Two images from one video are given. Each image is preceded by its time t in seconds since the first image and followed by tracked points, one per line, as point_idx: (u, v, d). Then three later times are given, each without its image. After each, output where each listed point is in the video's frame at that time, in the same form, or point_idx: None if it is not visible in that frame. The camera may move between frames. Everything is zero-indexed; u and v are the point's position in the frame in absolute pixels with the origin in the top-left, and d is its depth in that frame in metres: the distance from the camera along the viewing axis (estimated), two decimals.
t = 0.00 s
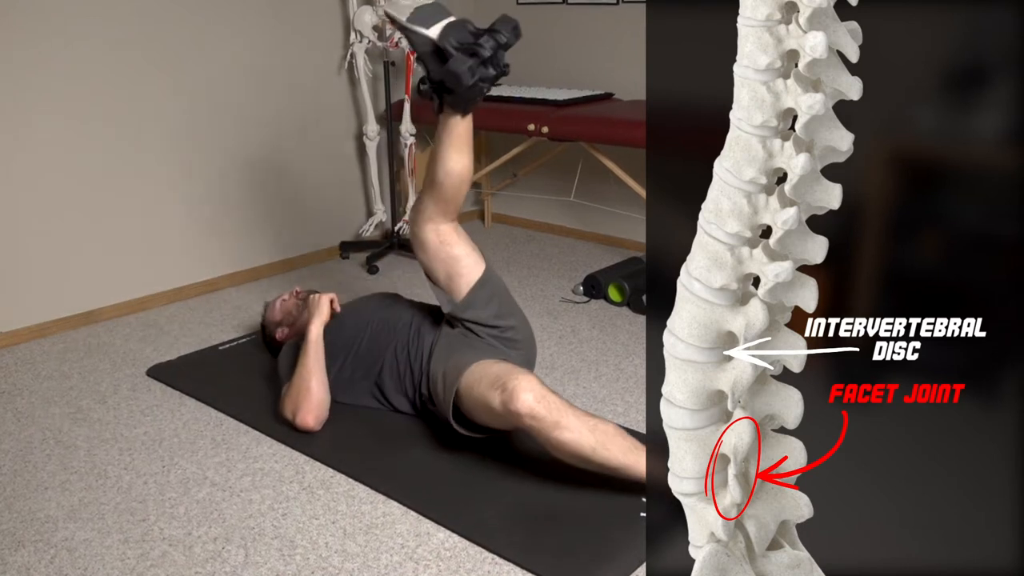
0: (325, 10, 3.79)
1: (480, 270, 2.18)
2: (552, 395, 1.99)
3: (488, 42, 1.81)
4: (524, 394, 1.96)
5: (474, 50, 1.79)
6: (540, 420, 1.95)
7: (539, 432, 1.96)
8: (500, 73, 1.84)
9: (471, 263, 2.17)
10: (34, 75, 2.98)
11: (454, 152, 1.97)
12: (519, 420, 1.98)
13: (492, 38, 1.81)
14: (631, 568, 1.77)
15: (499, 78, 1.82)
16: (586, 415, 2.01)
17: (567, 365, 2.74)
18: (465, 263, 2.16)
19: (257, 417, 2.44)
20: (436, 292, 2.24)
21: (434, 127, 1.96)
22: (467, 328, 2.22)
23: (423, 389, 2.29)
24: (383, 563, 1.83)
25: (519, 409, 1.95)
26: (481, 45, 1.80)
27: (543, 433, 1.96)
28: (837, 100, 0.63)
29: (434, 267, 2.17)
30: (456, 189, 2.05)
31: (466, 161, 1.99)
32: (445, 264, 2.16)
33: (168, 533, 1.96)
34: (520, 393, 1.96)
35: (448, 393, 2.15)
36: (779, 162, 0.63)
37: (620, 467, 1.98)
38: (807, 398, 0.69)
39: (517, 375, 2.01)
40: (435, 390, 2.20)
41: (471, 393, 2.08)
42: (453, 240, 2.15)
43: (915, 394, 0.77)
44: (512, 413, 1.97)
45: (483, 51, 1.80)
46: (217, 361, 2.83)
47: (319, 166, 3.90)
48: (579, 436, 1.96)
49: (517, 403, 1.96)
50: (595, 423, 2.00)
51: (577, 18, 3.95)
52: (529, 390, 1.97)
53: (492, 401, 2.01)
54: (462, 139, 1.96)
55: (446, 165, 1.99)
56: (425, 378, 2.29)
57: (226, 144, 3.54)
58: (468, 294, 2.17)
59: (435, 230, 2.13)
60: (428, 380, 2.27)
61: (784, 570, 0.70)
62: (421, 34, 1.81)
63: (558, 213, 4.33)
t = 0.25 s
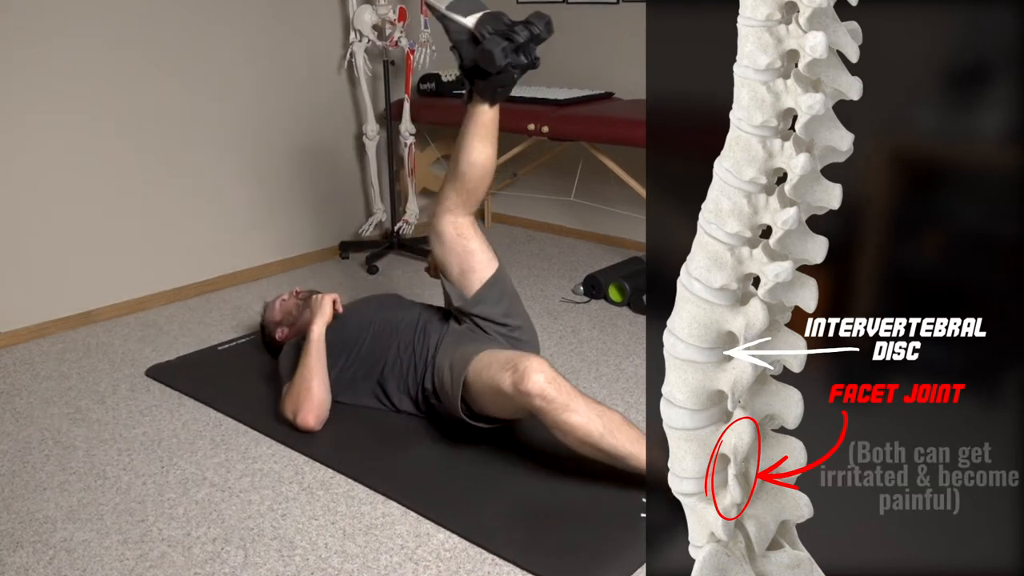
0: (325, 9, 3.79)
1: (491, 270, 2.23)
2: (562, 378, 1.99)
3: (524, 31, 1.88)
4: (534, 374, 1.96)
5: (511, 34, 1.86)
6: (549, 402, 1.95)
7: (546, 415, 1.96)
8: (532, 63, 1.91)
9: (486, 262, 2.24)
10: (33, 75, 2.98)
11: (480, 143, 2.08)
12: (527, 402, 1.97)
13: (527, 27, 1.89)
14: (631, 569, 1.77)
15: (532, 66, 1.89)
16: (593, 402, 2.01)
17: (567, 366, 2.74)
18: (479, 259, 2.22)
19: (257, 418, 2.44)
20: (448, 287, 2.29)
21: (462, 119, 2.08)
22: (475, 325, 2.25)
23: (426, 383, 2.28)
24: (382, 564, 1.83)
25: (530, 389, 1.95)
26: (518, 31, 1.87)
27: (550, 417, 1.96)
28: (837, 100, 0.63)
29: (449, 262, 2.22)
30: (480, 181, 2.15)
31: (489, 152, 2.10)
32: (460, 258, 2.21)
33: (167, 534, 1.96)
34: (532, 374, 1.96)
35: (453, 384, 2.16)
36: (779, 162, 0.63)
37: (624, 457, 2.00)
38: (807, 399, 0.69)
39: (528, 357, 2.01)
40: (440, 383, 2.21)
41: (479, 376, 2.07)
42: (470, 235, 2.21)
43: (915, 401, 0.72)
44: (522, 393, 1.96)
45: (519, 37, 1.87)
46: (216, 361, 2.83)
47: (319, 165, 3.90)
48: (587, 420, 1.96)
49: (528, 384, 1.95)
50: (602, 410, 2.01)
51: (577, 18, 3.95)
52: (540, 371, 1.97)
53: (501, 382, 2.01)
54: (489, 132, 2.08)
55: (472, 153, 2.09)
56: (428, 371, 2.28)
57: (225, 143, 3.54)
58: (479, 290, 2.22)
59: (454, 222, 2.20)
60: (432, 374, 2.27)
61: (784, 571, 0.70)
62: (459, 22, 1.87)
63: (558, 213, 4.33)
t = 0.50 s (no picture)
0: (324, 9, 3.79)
1: (502, 270, 2.29)
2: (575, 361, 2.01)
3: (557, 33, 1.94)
4: (547, 354, 1.97)
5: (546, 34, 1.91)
6: (559, 381, 1.97)
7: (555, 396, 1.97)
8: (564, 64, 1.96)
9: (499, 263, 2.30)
10: (31, 75, 2.98)
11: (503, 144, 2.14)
12: (537, 382, 1.99)
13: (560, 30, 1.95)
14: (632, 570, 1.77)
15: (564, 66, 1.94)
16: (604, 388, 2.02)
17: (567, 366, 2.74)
18: (492, 258, 2.27)
19: (256, 418, 2.44)
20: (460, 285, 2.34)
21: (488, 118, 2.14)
22: (483, 321, 2.30)
23: (431, 375, 2.30)
24: (382, 565, 1.83)
25: (542, 368, 1.97)
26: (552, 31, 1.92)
27: (558, 399, 1.97)
28: (837, 100, 0.63)
29: (462, 258, 2.27)
30: (503, 180, 2.22)
31: (511, 153, 2.15)
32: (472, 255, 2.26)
33: (166, 535, 1.96)
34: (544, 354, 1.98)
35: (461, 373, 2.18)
36: (780, 162, 0.63)
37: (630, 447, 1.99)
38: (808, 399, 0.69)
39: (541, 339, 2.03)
40: (448, 374, 2.23)
41: (490, 360, 2.09)
42: (486, 234, 2.27)
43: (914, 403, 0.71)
44: (532, 371, 1.98)
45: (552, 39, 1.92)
46: (216, 361, 2.83)
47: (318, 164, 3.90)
48: (598, 403, 1.97)
49: (541, 363, 1.97)
50: (612, 397, 2.01)
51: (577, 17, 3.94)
52: (553, 352, 1.98)
53: (513, 363, 2.02)
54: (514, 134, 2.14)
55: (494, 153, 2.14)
56: (434, 363, 2.31)
57: (225, 143, 3.54)
58: (490, 288, 2.27)
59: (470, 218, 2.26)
60: (438, 365, 2.30)
61: (784, 571, 0.70)
62: (494, 21, 1.91)
63: (558, 212, 4.33)
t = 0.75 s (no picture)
0: (324, 8, 3.79)
1: (509, 272, 2.30)
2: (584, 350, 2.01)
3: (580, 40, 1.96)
4: (557, 343, 1.97)
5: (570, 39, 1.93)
6: (568, 370, 1.96)
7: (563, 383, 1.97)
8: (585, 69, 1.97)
9: (505, 263, 2.31)
10: (31, 75, 2.99)
11: (517, 142, 2.22)
12: (546, 371, 1.99)
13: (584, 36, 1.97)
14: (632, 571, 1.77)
15: (587, 71, 1.96)
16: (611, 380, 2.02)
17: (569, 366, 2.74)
18: (500, 259, 2.30)
19: (255, 419, 2.44)
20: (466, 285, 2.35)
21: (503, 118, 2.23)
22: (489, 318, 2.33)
23: (433, 370, 2.31)
24: (381, 566, 1.83)
25: (551, 355, 1.97)
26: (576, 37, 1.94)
27: (566, 388, 1.97)
28: (837, 101, 0.63)
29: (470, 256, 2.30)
30: (517, 179, 2.28)
31: (525, 152, 2.22)
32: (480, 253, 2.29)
33: (166, 535, 1.96)
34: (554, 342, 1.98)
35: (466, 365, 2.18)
36: (781, 162, 0.63)
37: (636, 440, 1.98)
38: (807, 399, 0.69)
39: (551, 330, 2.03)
40: (453, 369, 2.23)
41: (498, 350, 2.09)
42: (495, 234, 2.30)
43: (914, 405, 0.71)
44: (542, 359, 1.97)
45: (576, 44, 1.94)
46: (215, 361, 2.83)
47: (317, 164, 3.90)
48: (605, 392, 1.97)
49: (550, 350, 1.97)
50: (619, 389, 2.01)
51: (578, 16, 3.94)
52: (563, 339, 1.98)
53: (521, 353, 2.02)
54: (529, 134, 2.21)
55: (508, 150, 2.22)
56: (436, 358, 2.32)
57: (224, 142, 3.54)
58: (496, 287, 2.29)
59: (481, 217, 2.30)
60: (440, 360, 2.30)
61: (784, 570, 0.70)
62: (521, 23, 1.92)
63: (559, 212, 4.32)
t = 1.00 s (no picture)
0: (324, 8, 3.79)
1: (511, 272, 2.31)
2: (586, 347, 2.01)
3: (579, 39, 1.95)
4: (559, 340, 1.97)
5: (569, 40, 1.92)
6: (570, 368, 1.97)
7: (566, 379, 1.97)
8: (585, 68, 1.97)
9: (505, 264, 2.31)
10: (30, 75, 2.99)
11: (517, 141, 2.23)
12: (547, 369, 1.99)
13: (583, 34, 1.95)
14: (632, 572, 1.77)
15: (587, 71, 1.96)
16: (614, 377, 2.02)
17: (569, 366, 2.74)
18: (501, 259, 2.30)
19: (255, 419, 2.44)
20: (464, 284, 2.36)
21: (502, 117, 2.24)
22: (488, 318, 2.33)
23: (434, 369, 2.32)
24: (381, 567, 1.83)
25: (554, 350, 1.97)
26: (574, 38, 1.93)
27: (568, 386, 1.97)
28: (837, 101, 0.63)
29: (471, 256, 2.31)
30: (516, 180, 2.28)
31: (525, 151, 2.24)
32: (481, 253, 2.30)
33: (165, 536, 1.96)
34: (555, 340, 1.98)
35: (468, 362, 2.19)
36: (780, 163, 0.63)
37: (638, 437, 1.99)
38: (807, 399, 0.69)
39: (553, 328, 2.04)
40: (454, 369, 2.23)
41: (500, 347, 2.09)
42: (495, 234, 2.30)
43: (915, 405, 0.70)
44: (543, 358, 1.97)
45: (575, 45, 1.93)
46: (215, 361, 2.83)
47: (317, 164, 3.90)
48: (608, 388, 1.97)
49: (553, 346, 1.97)
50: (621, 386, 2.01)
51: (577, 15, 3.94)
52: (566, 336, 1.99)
53: (524, 350, 2.02)
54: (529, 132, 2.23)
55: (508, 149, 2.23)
56: (437, 358, 2.33)
57: (223, 142, 3.54)
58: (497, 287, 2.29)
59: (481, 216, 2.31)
60: (442, 359, 2.31)
61: (784, 570, 0.70)
62: (520, 22, 1.91)
63: (559, 212, 4.32)
